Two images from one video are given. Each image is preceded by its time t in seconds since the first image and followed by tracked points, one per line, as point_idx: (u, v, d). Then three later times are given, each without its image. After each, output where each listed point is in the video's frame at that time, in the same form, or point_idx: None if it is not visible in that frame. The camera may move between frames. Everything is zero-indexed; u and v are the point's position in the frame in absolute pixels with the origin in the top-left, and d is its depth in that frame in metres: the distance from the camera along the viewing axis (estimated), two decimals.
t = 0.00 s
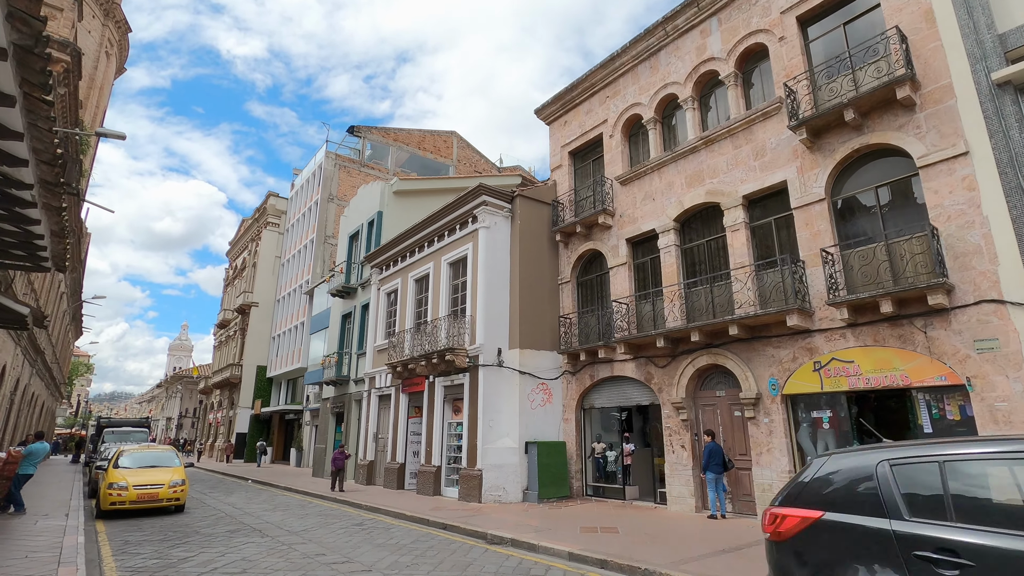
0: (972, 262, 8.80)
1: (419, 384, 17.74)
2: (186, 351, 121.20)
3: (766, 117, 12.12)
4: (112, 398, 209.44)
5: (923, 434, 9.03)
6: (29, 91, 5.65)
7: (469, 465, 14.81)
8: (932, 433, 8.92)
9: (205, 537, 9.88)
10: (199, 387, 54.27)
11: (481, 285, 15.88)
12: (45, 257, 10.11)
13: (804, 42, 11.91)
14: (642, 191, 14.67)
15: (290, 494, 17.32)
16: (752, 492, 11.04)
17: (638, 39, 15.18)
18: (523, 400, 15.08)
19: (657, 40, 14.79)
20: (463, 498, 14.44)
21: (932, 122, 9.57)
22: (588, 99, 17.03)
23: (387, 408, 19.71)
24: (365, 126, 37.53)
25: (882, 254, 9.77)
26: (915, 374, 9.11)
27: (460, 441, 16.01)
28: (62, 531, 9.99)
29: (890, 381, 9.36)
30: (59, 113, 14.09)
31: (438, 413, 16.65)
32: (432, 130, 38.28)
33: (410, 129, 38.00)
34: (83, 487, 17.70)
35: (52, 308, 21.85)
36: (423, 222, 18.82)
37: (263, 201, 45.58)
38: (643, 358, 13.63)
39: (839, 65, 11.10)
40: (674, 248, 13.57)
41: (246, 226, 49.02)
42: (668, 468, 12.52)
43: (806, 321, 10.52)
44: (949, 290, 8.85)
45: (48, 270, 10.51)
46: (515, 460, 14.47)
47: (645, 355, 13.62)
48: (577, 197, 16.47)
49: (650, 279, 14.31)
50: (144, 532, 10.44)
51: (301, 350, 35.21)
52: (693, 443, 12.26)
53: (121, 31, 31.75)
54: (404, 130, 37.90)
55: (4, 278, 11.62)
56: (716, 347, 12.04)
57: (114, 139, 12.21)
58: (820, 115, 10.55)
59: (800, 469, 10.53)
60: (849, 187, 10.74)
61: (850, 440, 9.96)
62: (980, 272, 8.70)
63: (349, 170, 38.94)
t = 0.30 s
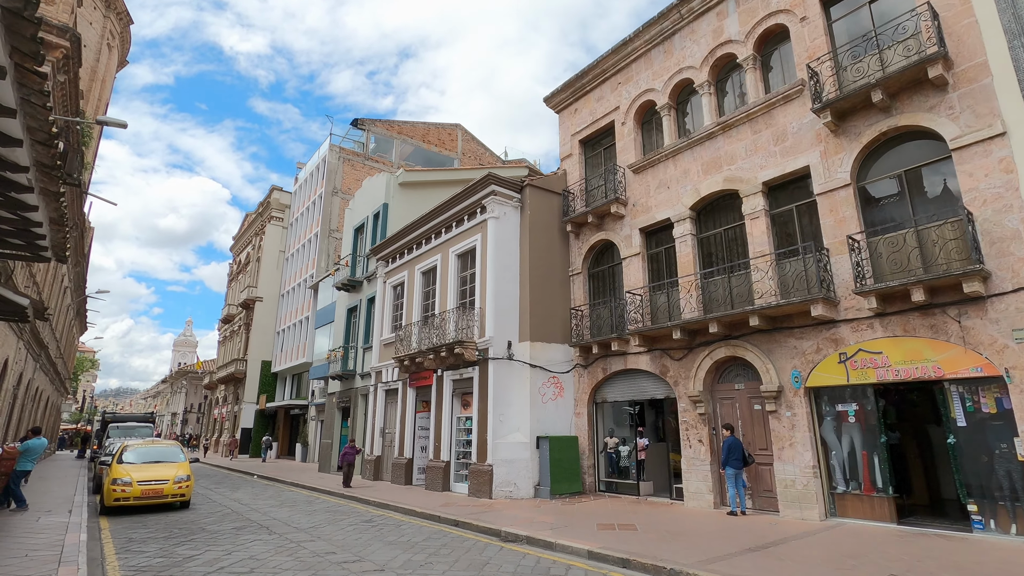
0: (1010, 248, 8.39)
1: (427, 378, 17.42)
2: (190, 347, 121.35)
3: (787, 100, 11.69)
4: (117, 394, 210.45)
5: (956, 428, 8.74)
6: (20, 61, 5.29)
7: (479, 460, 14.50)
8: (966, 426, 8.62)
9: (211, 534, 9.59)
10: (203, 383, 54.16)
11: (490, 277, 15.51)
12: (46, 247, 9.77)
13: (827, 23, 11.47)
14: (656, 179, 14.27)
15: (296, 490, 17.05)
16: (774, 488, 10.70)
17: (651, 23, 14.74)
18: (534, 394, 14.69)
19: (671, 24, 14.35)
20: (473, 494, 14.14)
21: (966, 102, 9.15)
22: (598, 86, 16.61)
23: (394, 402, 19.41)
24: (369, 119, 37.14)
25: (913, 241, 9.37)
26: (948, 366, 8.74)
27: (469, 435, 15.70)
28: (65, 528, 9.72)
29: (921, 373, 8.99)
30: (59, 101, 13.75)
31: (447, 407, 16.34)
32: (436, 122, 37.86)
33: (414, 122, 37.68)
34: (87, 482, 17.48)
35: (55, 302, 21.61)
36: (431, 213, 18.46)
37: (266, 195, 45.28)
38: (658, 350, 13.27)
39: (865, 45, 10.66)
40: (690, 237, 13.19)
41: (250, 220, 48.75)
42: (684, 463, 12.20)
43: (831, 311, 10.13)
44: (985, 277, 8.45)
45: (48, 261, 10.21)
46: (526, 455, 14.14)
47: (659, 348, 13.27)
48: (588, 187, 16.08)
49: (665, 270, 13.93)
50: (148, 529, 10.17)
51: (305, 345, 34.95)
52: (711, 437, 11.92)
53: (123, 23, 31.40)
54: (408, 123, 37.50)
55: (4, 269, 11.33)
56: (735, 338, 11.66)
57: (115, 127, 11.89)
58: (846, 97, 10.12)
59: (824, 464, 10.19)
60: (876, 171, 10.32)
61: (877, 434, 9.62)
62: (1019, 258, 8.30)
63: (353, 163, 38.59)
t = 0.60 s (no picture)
0: None
1: (437, 373, 17.14)
2: (197, 343, 121.78)
3: (812, 84, 11.29)
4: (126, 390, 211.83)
5: (996, 423, 8.36)
6: (19, 32, 5.01)
7: (492, 456, 14.22)
8: (1007, 421, 8.25)
9: (221, 531, 9.34)
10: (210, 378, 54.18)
11: (502, 269, 15.17)
12: (50, 237, 9.45)
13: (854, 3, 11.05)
14: (674, 167, 13.89)
15: (306, 486, 16.84)
16: (800, 485, 10.37)
17: (668, 7, 14.33)
18: (548, 388, 14.36)
19: (689, 8, 13.94)
20: (486, 490, 13.86)
21: (1006, 82, 8.75)
22: (612, 74, 16.22)
23: (403, 397, 19.14)
24: (375, 113, 36.79)
25: (949, 228, 8.97)
26: (988, 358, 8.36)
27: (481, 431, 15.41)
28: (72, 525, 9.48)
29: (958, 365, 8.62)
30: (62, 91, 13.43)
31: (458, 402, 16.06)
32: (443, 116, 37.47)
33: (421, 116, 37.21)
34: (95, 478, 17.30)
35: (62, 297, 21.44)
36: (440, 205, 18.13)
37: (272, 190, 45.07)
38: (676, 344, 12.93)
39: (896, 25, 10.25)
40: (709, 227, 12.82)
41: (256, 216, 48.60)
42: (704, 459, 11.87)
43: (861, 302, 9.75)
44: None
45: (54, 252, 9.91)
46: (541, 451, 13.83)
47: (678, 341, 12.93)
48: (602, 177, 15.72)
49: (682, 261, 13.58)
50: (157, 526, 9.93)
51: (313, 341, 34.78)
52: (733, 433, 11.58)
53: (128, 17, 31.15)
54: (415, 116, 37.12)
55: (8, 262, 11.04)
56: (757, 331, 11.31)
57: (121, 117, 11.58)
58: (878, 78, 9.72)
59: (853, 461, 9.84)
60: (908, 156, 9.92)
61: (910, 430, 9.24)
62: None
63: (360, 158, 38.33)
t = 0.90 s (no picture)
0: None
1: (450, 368, 16.88)
2: (206, 340, 122.47)
3: (841, 68, 10.87)
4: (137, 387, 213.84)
5: None
6: (22, 4, 4.78)
7: (507, 453, 13.93)
8: None
9: (235, 530, 9.13)
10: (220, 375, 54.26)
11: (516, 262, 14.85)
12: (59, 229, 9.21)
13: None
14: (694, 157, 13.51)
15: (318, 483, 16.64)
16: (829, 483, 10.02)
17: None
18: (565, 384, 14.06)
19: None
20: (502, 488, 13.59)
21: None
22: (629, 63, 15.83)
23: (415, 393, 18.91)
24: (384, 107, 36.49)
25: (990, 216, 8.57)
26: None
27: (495, 427, 15.14)
28: (84, 523, 9.30)
29: (1001, 359, 8.23)
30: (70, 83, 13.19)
31: (472, 398, 15.79)
32: (452, 110, 37.11)
33: (430, 110, 36.87)
34: (107, 474, 17.20)
35: (73, 293, 21.34)
36: (453, 198, 17.83)
37: (281, 186, 44.95)
38: (697, 338, 12.58)
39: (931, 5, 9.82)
40: (731, 218, 12.43)
41: (264, 212, 48.52)
42: (728, 456, 11.53)
43: (895, 294, 9.36)
44: None
45: (63, 245, 9.69)
46: (557, 448, 13.53)
47: (699, 335, 12.59)
48: (619, 168, 15.36)
49: (703, 253, 13.21)
50: (170, 524, 9.73)
51: (322, 337, 34.62)
52: (758, 430, 11.23)
53: (136, 12, 31.00)
54: (424, 111, 36.76)
55: (18, 256, 10.84)
56: (783, 325, 10.94)
57: (132, 109, 11.38)
58: (913, 60, 9.30)
59: (886, 459, 9.48)
60: (944, 142, 9.50)
61: (948, 427, 8.87)
62: None
63: (369, 152, 38.15)
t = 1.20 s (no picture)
0: None
1: (464, 361, 16.60)
2: (217, 335, 123.30)
3: (873, 48, 10.42)
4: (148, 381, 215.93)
5: None
6: None
7: (523, 448, 13.65)
8: None
9: (249, 526, 8.90)
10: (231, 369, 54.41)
11: (532, 253, 14.51)
12: (67, 218, 8.98)
13: None
14: (715, 143, 13.10)
15: (331, 477, 16.46)
16: (861, 479, 9.66)
17: None
18: (582, 377, 13.73)
19: None
20: (518, 483, 13.32)
21: None
22: (646, 48, 15.40)
23: (428, 387, 18.66)
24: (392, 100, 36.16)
25: None
26: None
27: (511, 421, 14.86)
28: (96, 518, 9.12)
29: None
30: (78, 71, 12.96)
31: (486, 391, 15.52)
32: (461, 103, 36.73)
33: (439, 103, 36.48)
34: (119, 468, 17.09)
35: (83, 286, 21.23)
36: (465, 189, 17.51)
37: (290, 180, 44.82)
38: (720, 329, 12.22)
39: None
40: (756, 206, 12.03)
41: (274, 207, 48.44)
42: (752, 451, 11.18)
43: (933, 282, 8.95)
44: None
45: (72, 235, 9.48)
46: (575, 442, 13.23)
47: (721, 327, 12.23)
48: (636, 156, 14.97)
49: (725, 243, 12.83)
50: (183, 519, 9.53)
51: (332, 331, 34.50)
52: (784, 424, 10.86)
53: (145, 4, 30.82)
54: (433, 103, 36.37)
55: (27, 246, 10.62)
56: (811, 315, 10.55)
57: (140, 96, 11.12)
58: (953, 36, 8.85)
59: (922, 454, 9.09)
60: (984, 123, 9.07)
61: (989, 421, 8.46)
62: None
63: (378, 145, 38.15)
